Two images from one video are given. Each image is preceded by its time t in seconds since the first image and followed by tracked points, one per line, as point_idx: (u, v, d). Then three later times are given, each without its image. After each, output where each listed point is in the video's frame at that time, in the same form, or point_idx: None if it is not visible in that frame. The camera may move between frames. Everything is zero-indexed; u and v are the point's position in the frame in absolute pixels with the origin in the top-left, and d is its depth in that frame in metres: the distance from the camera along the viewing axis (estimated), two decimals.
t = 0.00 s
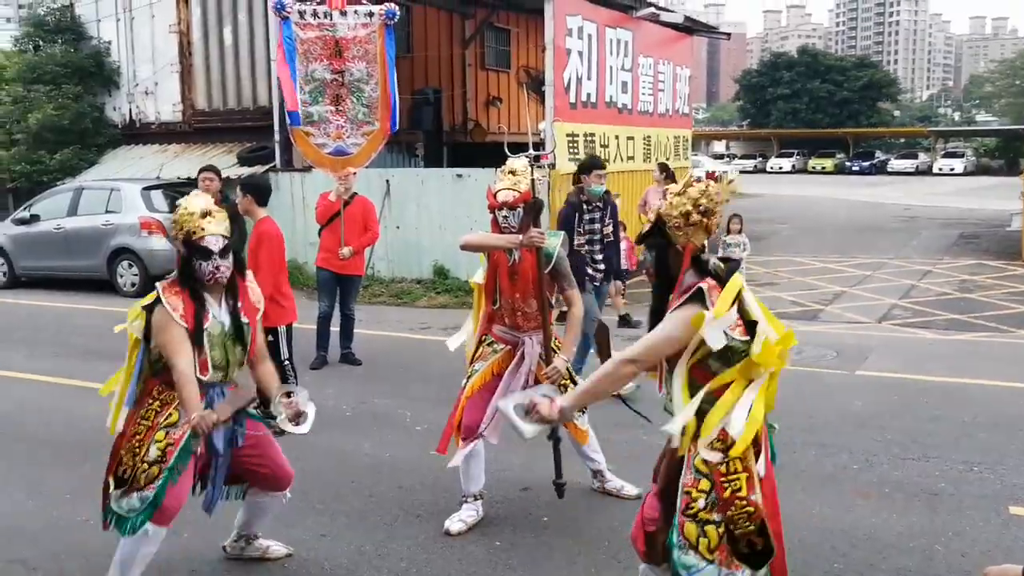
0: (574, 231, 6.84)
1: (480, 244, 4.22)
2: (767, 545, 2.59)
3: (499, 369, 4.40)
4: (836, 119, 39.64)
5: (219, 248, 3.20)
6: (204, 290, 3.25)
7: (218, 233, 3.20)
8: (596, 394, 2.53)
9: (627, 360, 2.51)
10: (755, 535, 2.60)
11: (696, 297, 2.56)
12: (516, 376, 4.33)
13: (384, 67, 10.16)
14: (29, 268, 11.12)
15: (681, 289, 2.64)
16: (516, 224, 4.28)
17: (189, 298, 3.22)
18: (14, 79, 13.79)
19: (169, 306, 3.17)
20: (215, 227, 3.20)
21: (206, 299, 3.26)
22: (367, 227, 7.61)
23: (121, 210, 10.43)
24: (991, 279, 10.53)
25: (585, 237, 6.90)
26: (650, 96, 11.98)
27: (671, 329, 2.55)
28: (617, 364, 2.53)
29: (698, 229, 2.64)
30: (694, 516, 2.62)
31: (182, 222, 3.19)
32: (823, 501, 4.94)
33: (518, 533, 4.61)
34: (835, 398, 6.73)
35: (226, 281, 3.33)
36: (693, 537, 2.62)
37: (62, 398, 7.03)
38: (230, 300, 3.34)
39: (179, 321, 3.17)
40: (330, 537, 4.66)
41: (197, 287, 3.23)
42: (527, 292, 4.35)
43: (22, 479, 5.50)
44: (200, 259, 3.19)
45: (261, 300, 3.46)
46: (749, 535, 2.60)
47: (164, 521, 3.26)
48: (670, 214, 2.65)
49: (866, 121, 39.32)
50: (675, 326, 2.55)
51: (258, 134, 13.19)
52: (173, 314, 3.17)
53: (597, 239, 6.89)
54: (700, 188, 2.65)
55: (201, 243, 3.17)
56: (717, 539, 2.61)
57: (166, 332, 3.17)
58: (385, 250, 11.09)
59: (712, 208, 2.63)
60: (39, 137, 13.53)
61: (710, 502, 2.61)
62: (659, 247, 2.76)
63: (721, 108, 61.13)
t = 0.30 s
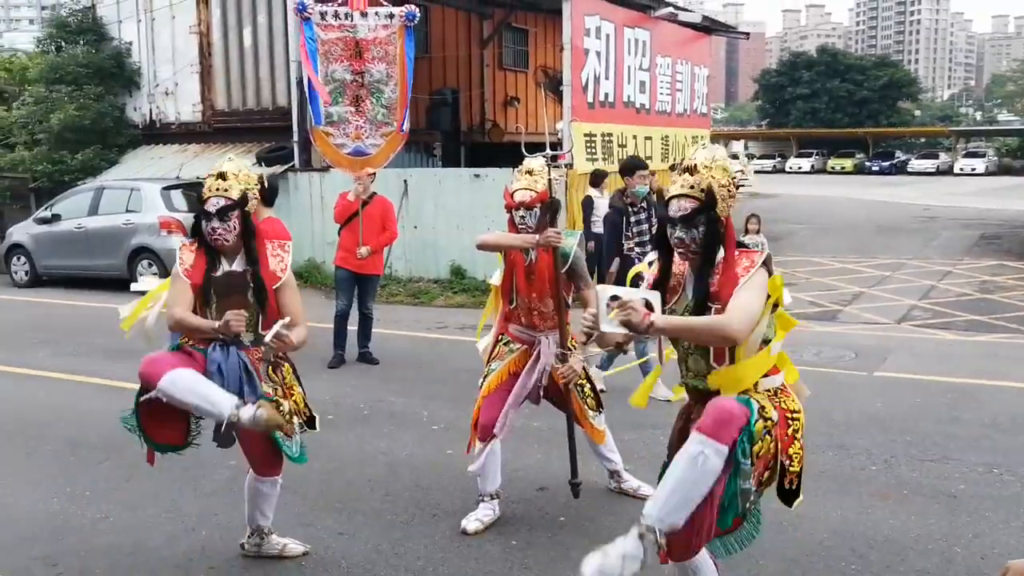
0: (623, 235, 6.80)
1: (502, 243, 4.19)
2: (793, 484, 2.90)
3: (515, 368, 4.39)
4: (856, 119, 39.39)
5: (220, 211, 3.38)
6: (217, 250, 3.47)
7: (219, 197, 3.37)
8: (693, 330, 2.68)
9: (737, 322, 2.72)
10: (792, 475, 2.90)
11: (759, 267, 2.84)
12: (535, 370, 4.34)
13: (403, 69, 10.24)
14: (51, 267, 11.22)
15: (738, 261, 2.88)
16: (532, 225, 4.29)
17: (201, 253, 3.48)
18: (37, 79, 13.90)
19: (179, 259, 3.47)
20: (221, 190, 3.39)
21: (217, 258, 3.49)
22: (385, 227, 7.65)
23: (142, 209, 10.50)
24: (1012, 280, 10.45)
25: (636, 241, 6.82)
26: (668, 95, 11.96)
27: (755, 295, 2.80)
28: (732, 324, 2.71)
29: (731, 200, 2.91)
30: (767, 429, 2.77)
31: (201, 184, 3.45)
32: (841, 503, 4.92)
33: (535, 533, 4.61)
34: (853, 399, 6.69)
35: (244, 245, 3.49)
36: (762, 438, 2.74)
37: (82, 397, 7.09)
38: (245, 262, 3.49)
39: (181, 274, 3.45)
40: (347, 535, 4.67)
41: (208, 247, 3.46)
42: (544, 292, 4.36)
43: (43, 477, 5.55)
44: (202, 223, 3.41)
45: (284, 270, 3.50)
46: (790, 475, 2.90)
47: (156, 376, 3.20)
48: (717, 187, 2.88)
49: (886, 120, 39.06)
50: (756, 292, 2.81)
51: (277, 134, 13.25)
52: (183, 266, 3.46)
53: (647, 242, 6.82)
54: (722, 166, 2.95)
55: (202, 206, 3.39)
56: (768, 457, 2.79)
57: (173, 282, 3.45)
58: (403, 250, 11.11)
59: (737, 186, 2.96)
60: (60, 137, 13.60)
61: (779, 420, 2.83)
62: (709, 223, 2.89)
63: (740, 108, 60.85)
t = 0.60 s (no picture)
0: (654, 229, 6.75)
1: (509, 241, 4.16)
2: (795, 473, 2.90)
3: (520, 367, 4.39)
4: (861, 117, 39.32)
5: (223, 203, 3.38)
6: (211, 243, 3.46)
7: (223, 188, 3.37)
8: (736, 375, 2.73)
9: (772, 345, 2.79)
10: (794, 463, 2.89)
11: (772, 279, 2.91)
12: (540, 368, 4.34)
13: (407, 68, 10.22)
14: (57, 266, 11.25)
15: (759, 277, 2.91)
16: (536, 223, 4.27)
17: (194, 246, 3.45)
18: (42, 79, 13.92)
19: (172, 253, 3.44)
20: (223, 181, 3.38)
21: (211, 251, 3.47)
22: (389, 225, 7.65)
23: (147, 208, 10.52)
24: (1018, 278, 10.42)
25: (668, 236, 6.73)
26: (672, 94, 11.94)
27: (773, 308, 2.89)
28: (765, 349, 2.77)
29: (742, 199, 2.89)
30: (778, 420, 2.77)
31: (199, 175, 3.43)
32: (847, 501, 4.91)
33: (539, 531, 4.61)
34: (858, 397, 6.68)
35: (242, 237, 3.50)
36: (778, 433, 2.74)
37: (88, 396, 7.10)
38: (242, 255, 3.51)
39: (175, 268, 3.42)
40: (351, 533, 4.68)
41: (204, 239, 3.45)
42: (548, 291, 4.36)
43: (48, 475, 5.56)
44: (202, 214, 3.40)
45: (283, 259, 3.56)
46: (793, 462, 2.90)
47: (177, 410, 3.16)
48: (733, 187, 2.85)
49: (892, 119, 38.98)
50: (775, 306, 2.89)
51: (281, 133, 13.27)
52: (176, 260, 3.43)
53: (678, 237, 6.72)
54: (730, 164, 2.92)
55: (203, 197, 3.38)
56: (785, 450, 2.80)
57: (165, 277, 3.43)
58: (407, 248, 11.10)
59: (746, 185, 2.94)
60: (66, 136, 13.64)
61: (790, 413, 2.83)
62: (728, 224, 2.84)
63: (745, 106, 60.79)
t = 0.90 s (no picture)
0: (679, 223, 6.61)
1: (507, 233, 4.18)
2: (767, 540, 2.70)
3: (522, 362, 4.40)
4: (863, 112, 39.27)
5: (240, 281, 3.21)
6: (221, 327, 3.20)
7: (237, 266, 3.18)
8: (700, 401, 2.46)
9: (731, 367, 2.45)
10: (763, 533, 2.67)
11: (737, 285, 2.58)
12: (541, 362, 4.34)
13: (408, 62, 10.19)
14: (59, 261, 11.26)
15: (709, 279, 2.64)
16: (538, 217, 4.28)
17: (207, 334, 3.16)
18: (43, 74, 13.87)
19: (189, 345, 3.08)
20: (232, 260, 3.18)
21: (222, 335, 3.23)
22: (386, 220, 7.66)
23: (148, 203, 10.52)
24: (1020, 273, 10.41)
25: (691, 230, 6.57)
26: (673, 89, 11.91)
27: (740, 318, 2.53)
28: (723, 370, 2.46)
29: (714, 212, 2.64)
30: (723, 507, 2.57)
31: (200, 254, 3.10)
32: (849, 497, 4.91)
33: (540, 526, 4.62)
34: (859, 392, 6.68)
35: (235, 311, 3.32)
36: (728, 530, 2.57)
37: (90, 391, 7.12)
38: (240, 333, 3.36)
39: (198, 362, 3.09)
40: (353, 529, 4.69)
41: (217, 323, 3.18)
42: (549, 286, 4.35)
43: (50, 470, 5.57)
44: (225, 294, 3.17)
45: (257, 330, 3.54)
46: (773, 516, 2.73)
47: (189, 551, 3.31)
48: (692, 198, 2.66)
49: (893, 113, 38.94)
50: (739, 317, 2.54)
51: (282, 128, 13.25)
52: (194, 352, 3.08)
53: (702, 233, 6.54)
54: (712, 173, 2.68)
55: (225, 276, 3.14)
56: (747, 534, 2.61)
57: (188, 374, 3.08)
58: (408, 243, 11.10)
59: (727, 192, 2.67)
60: (67, 131, 13.61)
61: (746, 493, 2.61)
62: (680, 233, 2.68)
63: (747, 101, 60.68)
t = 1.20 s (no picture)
0: (702, 221, 6.69)
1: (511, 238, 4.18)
2: None
3: (528, 362, 4.41)
4: (869, 113, 39.21)
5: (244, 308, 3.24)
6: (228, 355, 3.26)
7: (240, 294, 3.23)
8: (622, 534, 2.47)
9: (632, 484, 2.43)
10: None
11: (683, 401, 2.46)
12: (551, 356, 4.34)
13: (412, 64, 10.36)
14: (66, 260, 11.29)
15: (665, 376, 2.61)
16: (544, 218, 4.29)
17: (213, 362, 3.21)
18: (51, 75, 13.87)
19: (195, 372, 3.14)
20: (235, 287, 3.23)
21: (229, 362, 3.27)
22: (388, 220, 7.73)
23: (155, 203, 10.55)
24: None
25: (714, 228, 6.68)
26: (679, 90, 11.91)
27: (671, 429, 2.47)
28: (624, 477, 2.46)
29: (677, 313, 2.57)
30: None
31: (203, 283, 3.17)
32: (854, 500, 4.90)
33: (545, 528, 4.62)
34: (864, 394, 6.67)
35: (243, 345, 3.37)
36: None
37: (96, 391, 7.14)
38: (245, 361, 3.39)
39: (204, 388, 3.14)
40: (358, 529, 4.69)
41: (223, 352, 3.24)
42: (555, 287, 4.35)
43: (57, 470, 5.59)
44: (229, 321, 3.21)
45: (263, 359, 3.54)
46: None
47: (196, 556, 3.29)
48: (651, 295, 2.61)
49: (900, 115, 38.86)
50: (670, 429, 2.47)
51: (288, 129, 13.26)
52: (199, 380, 3.14)
53: (727, 231, 6.64)
54: (686, 272, 2.55)
55: (228, 303, 3.19)
56: None
57: (197, 398, 3.13)
58: (414, 244, 11.12)
59: (696, 294, 2.54)
60: (75, 131, 13.57)
61: None
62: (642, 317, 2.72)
63: (753, 102, 60.59)
